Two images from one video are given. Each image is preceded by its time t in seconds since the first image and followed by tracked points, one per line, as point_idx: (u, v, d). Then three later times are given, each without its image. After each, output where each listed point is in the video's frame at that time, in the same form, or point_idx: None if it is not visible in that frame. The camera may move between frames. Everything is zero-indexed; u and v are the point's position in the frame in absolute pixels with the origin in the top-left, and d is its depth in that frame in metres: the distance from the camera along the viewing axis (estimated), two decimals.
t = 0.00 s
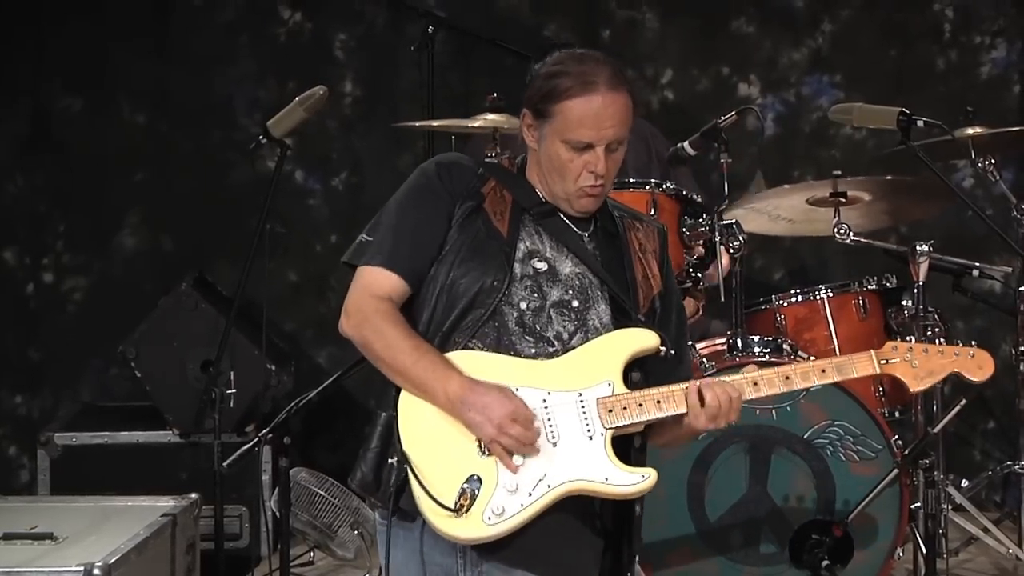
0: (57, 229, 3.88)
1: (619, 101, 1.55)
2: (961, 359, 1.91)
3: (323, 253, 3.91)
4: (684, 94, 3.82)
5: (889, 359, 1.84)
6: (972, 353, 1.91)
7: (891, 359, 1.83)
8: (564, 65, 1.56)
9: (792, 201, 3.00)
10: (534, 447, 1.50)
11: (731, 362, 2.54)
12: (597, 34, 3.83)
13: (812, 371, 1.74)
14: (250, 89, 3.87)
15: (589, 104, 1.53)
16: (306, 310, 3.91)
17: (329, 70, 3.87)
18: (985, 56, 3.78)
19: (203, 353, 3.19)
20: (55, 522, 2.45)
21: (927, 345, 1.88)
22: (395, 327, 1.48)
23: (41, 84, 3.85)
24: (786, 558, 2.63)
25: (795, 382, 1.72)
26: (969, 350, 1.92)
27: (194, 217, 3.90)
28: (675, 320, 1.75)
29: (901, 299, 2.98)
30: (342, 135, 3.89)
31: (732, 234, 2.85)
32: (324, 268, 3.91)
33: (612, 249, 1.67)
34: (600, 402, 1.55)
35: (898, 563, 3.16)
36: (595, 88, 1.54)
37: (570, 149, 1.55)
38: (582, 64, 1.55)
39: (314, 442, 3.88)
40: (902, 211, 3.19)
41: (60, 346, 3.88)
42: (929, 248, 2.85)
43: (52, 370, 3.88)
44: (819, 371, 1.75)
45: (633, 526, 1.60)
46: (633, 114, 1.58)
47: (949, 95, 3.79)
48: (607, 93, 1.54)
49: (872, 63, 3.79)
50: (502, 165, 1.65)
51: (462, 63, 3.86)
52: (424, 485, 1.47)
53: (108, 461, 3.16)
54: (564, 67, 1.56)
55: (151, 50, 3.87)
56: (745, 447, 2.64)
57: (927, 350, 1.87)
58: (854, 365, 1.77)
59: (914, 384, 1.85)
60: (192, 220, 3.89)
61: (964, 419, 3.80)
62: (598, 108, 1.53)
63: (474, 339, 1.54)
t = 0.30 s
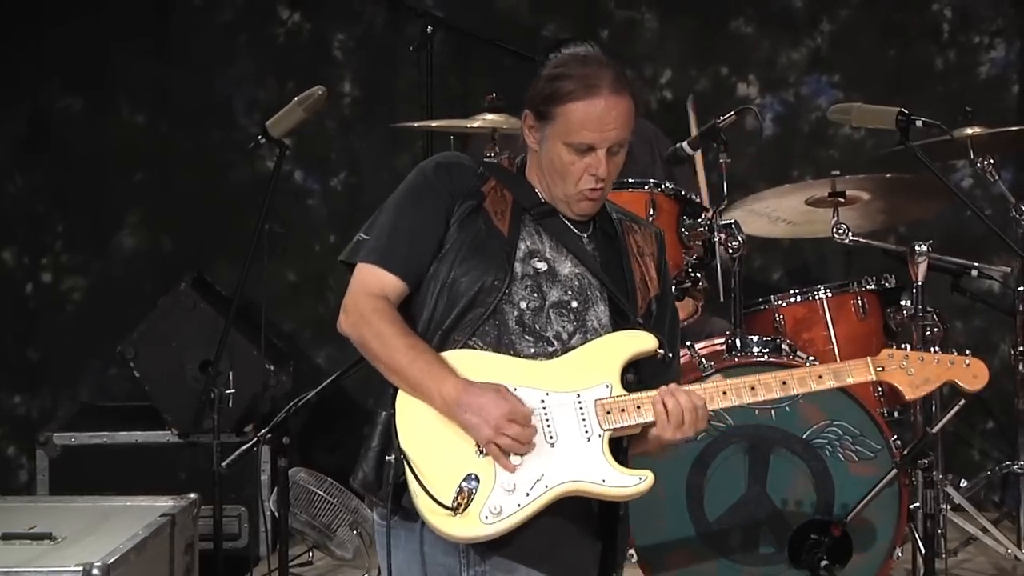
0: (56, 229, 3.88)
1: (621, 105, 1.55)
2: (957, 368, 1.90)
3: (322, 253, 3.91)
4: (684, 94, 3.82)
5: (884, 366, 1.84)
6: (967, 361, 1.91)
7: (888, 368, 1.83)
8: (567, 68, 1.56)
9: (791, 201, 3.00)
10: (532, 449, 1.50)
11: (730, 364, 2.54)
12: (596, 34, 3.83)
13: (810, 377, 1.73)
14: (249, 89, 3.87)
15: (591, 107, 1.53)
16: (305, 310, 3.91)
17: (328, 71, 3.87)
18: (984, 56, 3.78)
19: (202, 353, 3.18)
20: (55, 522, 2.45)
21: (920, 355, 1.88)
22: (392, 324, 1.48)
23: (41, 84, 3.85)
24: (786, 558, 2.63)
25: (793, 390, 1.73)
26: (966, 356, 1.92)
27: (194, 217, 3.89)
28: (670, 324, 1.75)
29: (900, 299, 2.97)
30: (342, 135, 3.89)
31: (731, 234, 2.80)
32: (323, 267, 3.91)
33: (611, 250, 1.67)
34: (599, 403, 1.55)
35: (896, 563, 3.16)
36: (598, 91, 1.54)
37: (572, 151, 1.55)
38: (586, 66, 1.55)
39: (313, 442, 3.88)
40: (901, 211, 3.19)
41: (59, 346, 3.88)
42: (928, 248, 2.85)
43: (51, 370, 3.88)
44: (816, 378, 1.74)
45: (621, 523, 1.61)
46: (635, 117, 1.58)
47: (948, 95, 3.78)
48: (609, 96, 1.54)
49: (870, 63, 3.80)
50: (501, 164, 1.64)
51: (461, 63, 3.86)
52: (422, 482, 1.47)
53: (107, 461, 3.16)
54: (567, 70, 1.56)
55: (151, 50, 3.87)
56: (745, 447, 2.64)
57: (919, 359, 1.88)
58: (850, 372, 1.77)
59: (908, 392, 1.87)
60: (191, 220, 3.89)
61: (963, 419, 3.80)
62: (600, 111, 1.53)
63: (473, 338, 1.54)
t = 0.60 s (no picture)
0: (55, 229, 3.88)
1: (617, 106, 1.54)
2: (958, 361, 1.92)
3: (321, 253, 3.91)
4: (683, 94, 3.82)
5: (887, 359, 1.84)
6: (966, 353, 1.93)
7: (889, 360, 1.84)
8: (562, 69, 1.56)
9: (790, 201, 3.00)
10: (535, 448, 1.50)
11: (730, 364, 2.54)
12: (595, 34, 3.83)
13: (811, 372, 1.75)
14: (248, 90, 3.87)
15: (587, 109, 1.53)
16: (303, 310, 3.91)
17: (327, 71, 3.87)
18: (983, 56, 3.77)
19: (201, 353, 3.18)
20: (54, 522, 2.45)
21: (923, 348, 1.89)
22: (394, 325, 1.48)
23: (40, 84, 3.85)
24: (785, 558, 2.63)
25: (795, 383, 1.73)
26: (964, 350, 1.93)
27: (193, 217, 3.89)
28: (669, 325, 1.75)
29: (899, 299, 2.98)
30: (341, 135, 3.89)
31: (729, 234, 2.80)
32: (322, 267, 3.91)
33: (609, 251, 1.67)
34: (601, 401, 1.55)
35: (895, 563, 3.16)
36: (593, 93, 1.54)
37: (568, 152, 1.55)
38: (581, 68, 1.55)
39: (311, 442, 3.88)
40: (900, 211, 3.18)
41: (58, 347, 3.88)
42: (927, 249, 2.85)
43: (51, 370, 3.88)
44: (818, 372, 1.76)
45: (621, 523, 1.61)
46: (631, 118, 1.58)
47: (947, 95, 3.78)
48: (605, 98, 1.54)
49: (869, 63, 3.80)
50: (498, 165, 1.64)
51: (460, 63, 3.86)
52: (425, 483, 1.47)
53: (106, 461, 3.16)
54: (562, 71, 1.55)
55: (150, 50, 3.87)
56: (744, 447, 2.64)
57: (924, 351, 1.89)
58: (852, 364, 1.78)
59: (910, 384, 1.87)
60: (190, 220, 3.89)
61: (961, 419, 3.80)
62: (596, 113, 1.53)
63: (472, 338, 1.54)
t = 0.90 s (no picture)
0: (55, 229, 3.88)
1: (618, 106, 1.54)
2: (955, 364, 1.95)
3: (321, 253, 3.91)
4: (683, 95, 3.82)
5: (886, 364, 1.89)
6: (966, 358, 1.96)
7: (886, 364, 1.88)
8: (565, 69, 1.56)
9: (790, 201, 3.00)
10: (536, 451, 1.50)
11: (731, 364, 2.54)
12: (595, 34, 3.83)
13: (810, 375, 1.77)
14: (248, 90, 3.87)
15: (588, 109, 1.53)
16: (303, 310, 3.91)
17: (327, 70, 3.87)
18: (984, 56, 3.77)
19: (202, 353, 3.18)
20: (54, 521, 2.45)
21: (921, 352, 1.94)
22: (405, 325, 1.47)
23: (40, 84, 3.85)
24: (785, 558, 2.63)
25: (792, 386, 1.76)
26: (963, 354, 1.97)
27: (193, 217, 3.89)
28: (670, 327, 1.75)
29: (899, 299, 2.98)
30: (341, 135, 3.89)
31: (730, 234, 2.83)
32: (322, 267, 3.91)
33: (609, 251, 1.67)
34: (600, 403, 1.56)
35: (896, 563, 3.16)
36: (596, 93, 1.53)
37: (570, 152, 1.55)
38: (583, 68, 1.55)
39: (312, 441, 3.88)
40: (900, 211, 3.18)
41: (58, 347, 3.88)
42: (928, 249, 2.85)
43: (51, 370, 3.88)
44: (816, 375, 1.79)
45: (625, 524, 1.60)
46: (633, 119, 1.57)
47: (947, 95, 3.78)
48: (607, 98, 1.54)
49: (870, 63, 3.80)
50: (499, 166, 1.64)
51: (460, 63, 3.86)
52: (424, 485, 1.47)
53: (107, 461, 3.16)
54: (564, 71, 1.55)
55: (150, 50, 3.87)
56: (744, 447, 2.64)
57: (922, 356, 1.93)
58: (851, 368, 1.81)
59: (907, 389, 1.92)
60: (191, 220, 3.89)
61: (963, 419, 3.80)
62: (597, 112, 1.53)
63: (473, 339, 1.54)
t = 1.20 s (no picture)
0: (56, 229, 3.88)
1: (620, 105, 1.55)
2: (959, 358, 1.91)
3: (322, 254, 3.91)
4: (683, 95, 3.82)
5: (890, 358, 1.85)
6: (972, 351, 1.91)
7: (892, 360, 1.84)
8: (568, 68, 1.56)
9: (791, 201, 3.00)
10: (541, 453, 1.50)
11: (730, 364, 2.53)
12: (596, 34, 3.83)
13: (813, 371, 1.76)
14: (249, 90, 3.87)
15: (591, 107, 1.53)
16: (304, 310, 3.91)
17: (328, 71, 3.87)
18: (985, 56, 3.77)
19: (202, 353, 3.18)
20: (55, 522, 2.45)
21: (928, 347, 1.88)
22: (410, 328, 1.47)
23: (41, 84, 3.85)
24: (785, 558, 2.63)
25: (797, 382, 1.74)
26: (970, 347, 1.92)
27: (193, 217, 3.89)
28: (671, 328, 1.74)
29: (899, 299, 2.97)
30: (341, 135, 3.89)
31: (730, 234, 2.81)
32: (323, 267, 3.91)
33: (612, 250, 1.67)
34: (603, 405, 1.56)
35: (896, 564, 3.16)
36: (598, 91, 1.54)
37: (572, 151, 1.55)
38: (585, 67, 1.55)
39: (313, 441, 3.88)
40: (900, 211, 3.19)
41: (58, 347, 3.88)
42: (928, 249, 2.85)
43: (51, 370, 3.88)
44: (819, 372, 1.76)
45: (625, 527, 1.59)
46: (635, 117, 1.58)
47: (948, 95, 3.78)
48: (609, 96, 1.54)
49: (870, 63, 3.80)
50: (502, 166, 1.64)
51: (461, 63, 3.86)
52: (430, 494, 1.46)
53: (108, 461, 3.16)
54: (566, 70, 1.56)
55: (150, 50, 3.87)
56: (745, 447, 2.64)
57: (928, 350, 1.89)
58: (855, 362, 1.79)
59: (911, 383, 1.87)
60: (191, 220, 3.89)
61: (964, 419, 3.80)
62: (599, 111, 1.53)
63: (477, 340, 1.54)
